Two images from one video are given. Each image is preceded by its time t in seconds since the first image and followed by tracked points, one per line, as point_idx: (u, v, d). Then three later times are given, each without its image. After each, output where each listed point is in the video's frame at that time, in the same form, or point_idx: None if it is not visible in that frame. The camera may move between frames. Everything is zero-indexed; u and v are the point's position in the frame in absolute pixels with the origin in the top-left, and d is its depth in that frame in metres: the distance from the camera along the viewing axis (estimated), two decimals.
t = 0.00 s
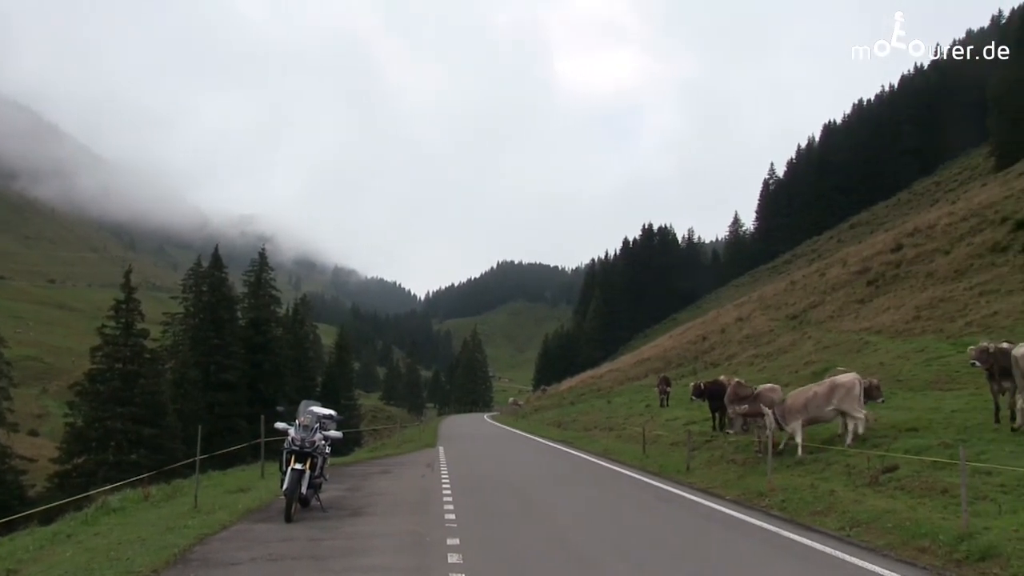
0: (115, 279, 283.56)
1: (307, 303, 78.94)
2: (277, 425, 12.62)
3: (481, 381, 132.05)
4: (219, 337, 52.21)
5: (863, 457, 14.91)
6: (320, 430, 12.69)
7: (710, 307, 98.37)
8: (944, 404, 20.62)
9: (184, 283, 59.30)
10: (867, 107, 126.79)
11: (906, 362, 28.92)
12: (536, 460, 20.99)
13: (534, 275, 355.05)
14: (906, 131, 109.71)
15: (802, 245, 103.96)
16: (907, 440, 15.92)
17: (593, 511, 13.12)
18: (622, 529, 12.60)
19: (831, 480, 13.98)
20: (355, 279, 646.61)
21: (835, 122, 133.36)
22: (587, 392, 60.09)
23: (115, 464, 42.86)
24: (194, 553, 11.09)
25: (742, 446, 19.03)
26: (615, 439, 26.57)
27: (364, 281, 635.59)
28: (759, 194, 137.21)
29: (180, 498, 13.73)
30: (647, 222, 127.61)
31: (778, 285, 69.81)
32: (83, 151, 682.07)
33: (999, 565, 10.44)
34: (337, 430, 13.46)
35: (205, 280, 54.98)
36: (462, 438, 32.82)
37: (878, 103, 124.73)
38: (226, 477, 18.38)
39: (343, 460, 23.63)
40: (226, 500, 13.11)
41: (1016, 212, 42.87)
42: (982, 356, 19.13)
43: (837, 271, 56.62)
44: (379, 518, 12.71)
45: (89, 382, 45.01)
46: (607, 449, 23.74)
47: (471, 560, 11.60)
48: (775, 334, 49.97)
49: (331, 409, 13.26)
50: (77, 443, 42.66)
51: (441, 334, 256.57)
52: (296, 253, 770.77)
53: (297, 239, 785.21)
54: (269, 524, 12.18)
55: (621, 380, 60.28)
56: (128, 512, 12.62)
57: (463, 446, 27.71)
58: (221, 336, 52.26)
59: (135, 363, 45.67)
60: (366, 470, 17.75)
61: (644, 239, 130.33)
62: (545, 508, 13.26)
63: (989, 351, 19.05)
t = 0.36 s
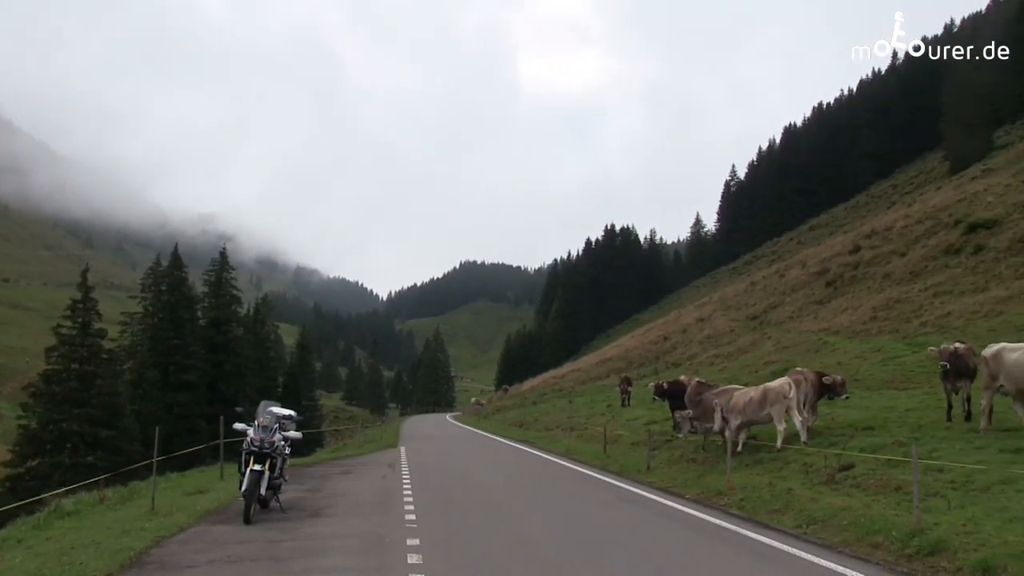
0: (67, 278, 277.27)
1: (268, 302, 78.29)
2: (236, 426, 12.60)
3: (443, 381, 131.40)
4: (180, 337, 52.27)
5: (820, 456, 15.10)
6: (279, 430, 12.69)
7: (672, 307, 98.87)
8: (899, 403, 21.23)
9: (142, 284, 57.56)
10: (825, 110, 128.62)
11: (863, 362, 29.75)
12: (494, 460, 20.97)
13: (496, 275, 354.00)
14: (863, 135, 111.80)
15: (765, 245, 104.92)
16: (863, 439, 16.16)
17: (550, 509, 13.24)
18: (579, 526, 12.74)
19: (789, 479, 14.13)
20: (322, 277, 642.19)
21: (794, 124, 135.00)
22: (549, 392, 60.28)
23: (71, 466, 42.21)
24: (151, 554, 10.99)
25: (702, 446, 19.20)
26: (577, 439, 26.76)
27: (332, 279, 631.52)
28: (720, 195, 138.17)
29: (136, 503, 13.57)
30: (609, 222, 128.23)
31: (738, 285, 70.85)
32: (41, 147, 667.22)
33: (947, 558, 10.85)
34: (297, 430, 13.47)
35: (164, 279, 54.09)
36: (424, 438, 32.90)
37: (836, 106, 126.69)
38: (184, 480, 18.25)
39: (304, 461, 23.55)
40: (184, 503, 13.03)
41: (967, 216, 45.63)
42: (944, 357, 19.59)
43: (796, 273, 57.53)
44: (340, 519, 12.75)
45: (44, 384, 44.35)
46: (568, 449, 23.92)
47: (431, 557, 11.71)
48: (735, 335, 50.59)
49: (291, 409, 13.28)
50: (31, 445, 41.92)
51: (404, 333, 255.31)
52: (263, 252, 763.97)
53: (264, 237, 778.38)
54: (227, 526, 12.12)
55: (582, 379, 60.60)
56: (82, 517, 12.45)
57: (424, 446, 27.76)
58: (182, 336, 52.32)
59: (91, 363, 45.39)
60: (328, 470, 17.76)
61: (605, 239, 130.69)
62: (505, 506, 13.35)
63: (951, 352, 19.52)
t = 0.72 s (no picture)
0: (12, 277, 270.06)
1: (223, 302, 77.36)
2: (189, 428, 12.58)
3: (400, 381, 130.65)
4: (132, 338, 51.54)
5: (772, 456, 15.32)
6: (232, 432, 12.69)
7: (630, 309, 99.25)
8: (849, 404, 21.77)
9: (92, 284, 56.20)
10: (780, 114, 130.38)
11: (816, 363, 30.50)
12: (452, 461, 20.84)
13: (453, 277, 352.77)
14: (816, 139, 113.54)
15: (723, 246, 105.94)
16: (815, 438, 16.43)
17: (504, 509, 13.36)
18: (532, 527, 12.85)
19: (742, 478, 14.32)
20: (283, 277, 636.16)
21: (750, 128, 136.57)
22: (507, 393, 60.36)
23: (18, 470, 41.05)
24: (99, 559, 10.83)
25: (657, 445, 19.35)
26: (534, 439, 26.87)
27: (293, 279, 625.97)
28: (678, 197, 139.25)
29: (85, 508, 13.38)
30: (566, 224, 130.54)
31: (692, 287, 71.82)
32: None
33: (893, 553, 11.21)
34: (251, 432, 13.49)
35: (117, 279, 53.51)
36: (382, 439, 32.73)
37: (790, 111, 128.54)
38: (133, 484, 18.00)
39: (256, 464, 23.34)
40: (135, 507, 12.92)
41: (916, 220, 47.59)
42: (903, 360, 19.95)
43: (751, 275, 58.36)
44: (295, 522, 12.77)
45: None
46: (524, 449, 24.03)
47: (386, 558, 11.74)
48: (691, 335, 51.11)
49: (244, 412, 13.31)
50: None
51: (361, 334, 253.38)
52: (224, 251, 755.05)
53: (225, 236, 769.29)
54: (179, 529, 12.00)
55: (540, 380, 60.80)
56: (27, 523, 12.26)
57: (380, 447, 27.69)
58: (135, 337, 51.59)
59: (39, 364, 44.74)
60: (283, 473, 17.71)
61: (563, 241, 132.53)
62: (459, 507, 13.42)
63: (908, 356, 19.90)
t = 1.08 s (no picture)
0: None
1: (175, 301, 76.31)
2: (137, 427, 12.45)
3: (356, 383, 129.76)
4: (81, 335, 50.82)
5: (723, 459, 15.47)
6: (182, 432, 12.59)
7: (586, 311, 99.26)
8: (800, 408, 22.18)
9: (39, 280, 55.21)
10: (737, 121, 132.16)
11: (769, 368, 31.06)
12: (408, 462, 20.80)
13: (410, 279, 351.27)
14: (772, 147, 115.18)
15: (682, 250, 106.77)
16: (766, 442, 16.66)
17: (457, 509, 13.43)
18: (483, 527, 12.92)
19: (694, 481, 14.45)
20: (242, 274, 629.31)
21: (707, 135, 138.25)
22: (461, 395, 60.27)
23: None
24: (43, 563, 10.65)
25: (609, 448, 19.40)
26: (487, 441, 26.96)
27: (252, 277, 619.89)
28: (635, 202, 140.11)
29: (27, 511, 13.12)
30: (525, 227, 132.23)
31: (647, 292, 72.53)
32: None
33: (839, 555, 11.41)
34: (202, 431, 13.42)
35: (65, 275, 52.93)
36: (336, 440, 32.55)
37: (748, 118, 130.37)
38: (76, 485, 17.69)
39: (203, 465, 23.06)
40: (79, 510, 12.75)
41: (867, 228, 48.77)
42: (863, 365, 20.03)
43: (705, 279, 59.09)
44: (245, 524, 12.71)
45: None
46: (478, 451, 24.10)
47: (337, 559, 11.69)
48: (646, 339, 51.42)
49: (194, 412, 13.23)
50: None
51: (316, 335, 251.00)
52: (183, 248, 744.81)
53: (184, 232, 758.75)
54: (126, 531, 11.86)
55: (495, 382, 60.84)
56: None
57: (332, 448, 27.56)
58: (83, 334, 50.87)
59: None
60: (232, 475, 17.58)
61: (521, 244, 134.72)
62: (410, 509, 13.43)
63: (869, 361, 20.03)
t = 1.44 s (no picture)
0: None
1: (124, 302, 75.05)
2: (85, 431, 12.27)
3: (308, 386, 127.00)
4: (25, 337, 49.27)
5: (676, 461, 15.62)
6: (130, 435, 12.43)
7: (540, 314, 99.17)
8: (753, 411, 22.52)
9: None
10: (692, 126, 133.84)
11: (721, 370, 31.48)
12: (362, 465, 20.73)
13: (366, 282, 348.64)
14: (725, 153, 116.70)
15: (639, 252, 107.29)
16: (717, 444, 16.85)
17: (409, 513, 13.40)
18: (436, 529, 12.90)
19: (647, 483, 14.55)
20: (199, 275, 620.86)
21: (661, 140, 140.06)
22: (414, 398, 59.99)
23: None
24: None
25: (562, 451, 19.45)
26: (441, 444, 26.99)
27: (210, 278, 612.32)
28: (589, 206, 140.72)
29: None
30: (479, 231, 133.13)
31: (601, 295, 72.90)
32: None
33: (788, 555, 11.56)
34: (151, 435, 13.25)
35: (10, 276, 52.15)
36: (291, 443, 32.32)
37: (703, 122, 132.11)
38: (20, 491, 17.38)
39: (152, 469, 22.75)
40: (22, 517, 12.51)
41: (818, 234, 49.75)
42: (822, 368, 20.37)
43: (659, 283, 59.65)
44: (194, 529, 12.59)
45: None
46: (432, 453, 24.12)
47: (288, 563, 11.60)
48: (600, 342, 51.65)
49: (144, 415, 13.08)
50: None
51: (268, 337, 248.20)
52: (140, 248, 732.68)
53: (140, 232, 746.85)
54: (69, 538, 11.67)
55: (448, 385, 60.68)
56: None
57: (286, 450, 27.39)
58: (28, 336, 49.39)
59: None
60: (183, 480, 17.44)
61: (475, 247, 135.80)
62: (362, 514, 13.39)
63: (829, 364, 20.34)
